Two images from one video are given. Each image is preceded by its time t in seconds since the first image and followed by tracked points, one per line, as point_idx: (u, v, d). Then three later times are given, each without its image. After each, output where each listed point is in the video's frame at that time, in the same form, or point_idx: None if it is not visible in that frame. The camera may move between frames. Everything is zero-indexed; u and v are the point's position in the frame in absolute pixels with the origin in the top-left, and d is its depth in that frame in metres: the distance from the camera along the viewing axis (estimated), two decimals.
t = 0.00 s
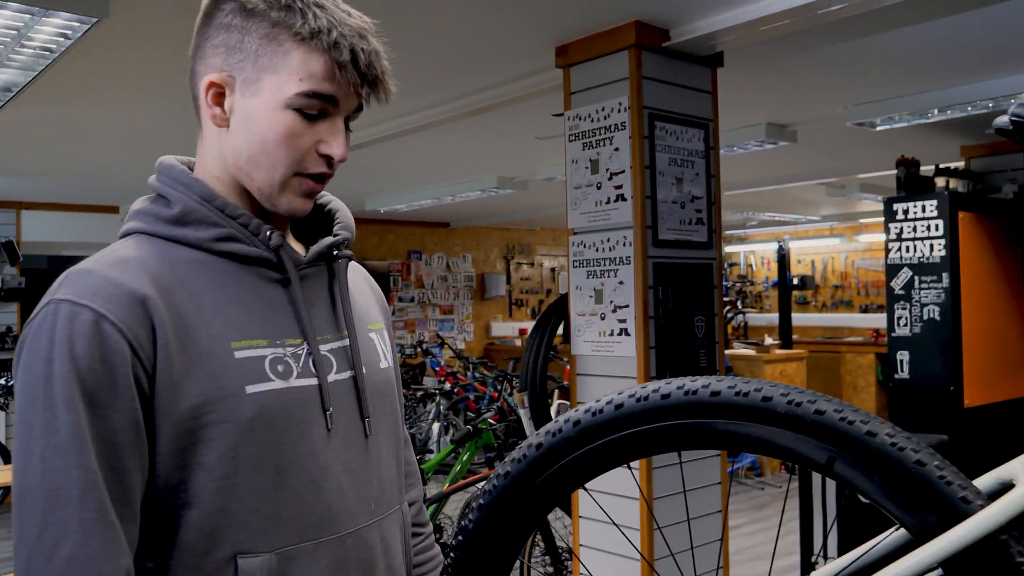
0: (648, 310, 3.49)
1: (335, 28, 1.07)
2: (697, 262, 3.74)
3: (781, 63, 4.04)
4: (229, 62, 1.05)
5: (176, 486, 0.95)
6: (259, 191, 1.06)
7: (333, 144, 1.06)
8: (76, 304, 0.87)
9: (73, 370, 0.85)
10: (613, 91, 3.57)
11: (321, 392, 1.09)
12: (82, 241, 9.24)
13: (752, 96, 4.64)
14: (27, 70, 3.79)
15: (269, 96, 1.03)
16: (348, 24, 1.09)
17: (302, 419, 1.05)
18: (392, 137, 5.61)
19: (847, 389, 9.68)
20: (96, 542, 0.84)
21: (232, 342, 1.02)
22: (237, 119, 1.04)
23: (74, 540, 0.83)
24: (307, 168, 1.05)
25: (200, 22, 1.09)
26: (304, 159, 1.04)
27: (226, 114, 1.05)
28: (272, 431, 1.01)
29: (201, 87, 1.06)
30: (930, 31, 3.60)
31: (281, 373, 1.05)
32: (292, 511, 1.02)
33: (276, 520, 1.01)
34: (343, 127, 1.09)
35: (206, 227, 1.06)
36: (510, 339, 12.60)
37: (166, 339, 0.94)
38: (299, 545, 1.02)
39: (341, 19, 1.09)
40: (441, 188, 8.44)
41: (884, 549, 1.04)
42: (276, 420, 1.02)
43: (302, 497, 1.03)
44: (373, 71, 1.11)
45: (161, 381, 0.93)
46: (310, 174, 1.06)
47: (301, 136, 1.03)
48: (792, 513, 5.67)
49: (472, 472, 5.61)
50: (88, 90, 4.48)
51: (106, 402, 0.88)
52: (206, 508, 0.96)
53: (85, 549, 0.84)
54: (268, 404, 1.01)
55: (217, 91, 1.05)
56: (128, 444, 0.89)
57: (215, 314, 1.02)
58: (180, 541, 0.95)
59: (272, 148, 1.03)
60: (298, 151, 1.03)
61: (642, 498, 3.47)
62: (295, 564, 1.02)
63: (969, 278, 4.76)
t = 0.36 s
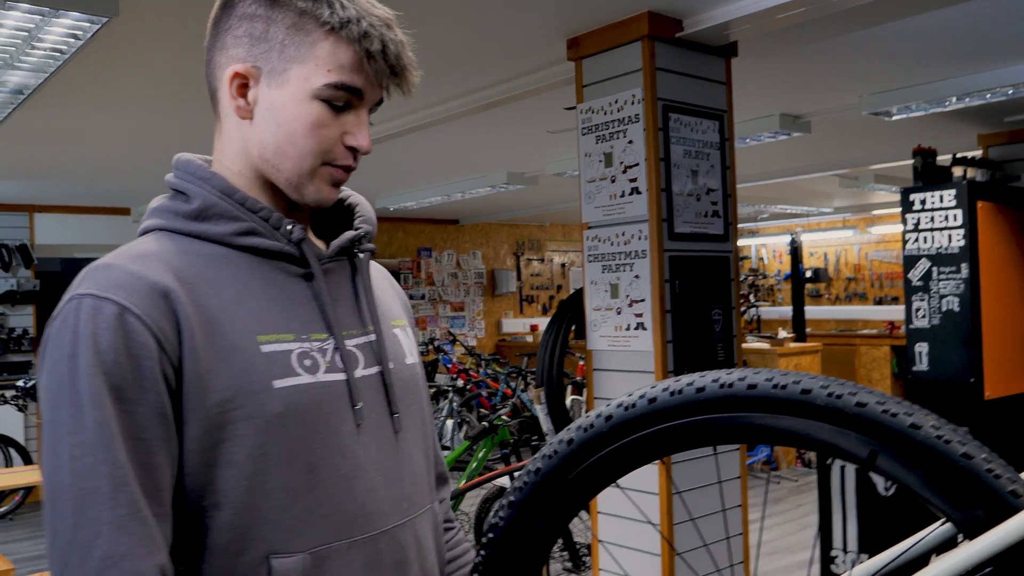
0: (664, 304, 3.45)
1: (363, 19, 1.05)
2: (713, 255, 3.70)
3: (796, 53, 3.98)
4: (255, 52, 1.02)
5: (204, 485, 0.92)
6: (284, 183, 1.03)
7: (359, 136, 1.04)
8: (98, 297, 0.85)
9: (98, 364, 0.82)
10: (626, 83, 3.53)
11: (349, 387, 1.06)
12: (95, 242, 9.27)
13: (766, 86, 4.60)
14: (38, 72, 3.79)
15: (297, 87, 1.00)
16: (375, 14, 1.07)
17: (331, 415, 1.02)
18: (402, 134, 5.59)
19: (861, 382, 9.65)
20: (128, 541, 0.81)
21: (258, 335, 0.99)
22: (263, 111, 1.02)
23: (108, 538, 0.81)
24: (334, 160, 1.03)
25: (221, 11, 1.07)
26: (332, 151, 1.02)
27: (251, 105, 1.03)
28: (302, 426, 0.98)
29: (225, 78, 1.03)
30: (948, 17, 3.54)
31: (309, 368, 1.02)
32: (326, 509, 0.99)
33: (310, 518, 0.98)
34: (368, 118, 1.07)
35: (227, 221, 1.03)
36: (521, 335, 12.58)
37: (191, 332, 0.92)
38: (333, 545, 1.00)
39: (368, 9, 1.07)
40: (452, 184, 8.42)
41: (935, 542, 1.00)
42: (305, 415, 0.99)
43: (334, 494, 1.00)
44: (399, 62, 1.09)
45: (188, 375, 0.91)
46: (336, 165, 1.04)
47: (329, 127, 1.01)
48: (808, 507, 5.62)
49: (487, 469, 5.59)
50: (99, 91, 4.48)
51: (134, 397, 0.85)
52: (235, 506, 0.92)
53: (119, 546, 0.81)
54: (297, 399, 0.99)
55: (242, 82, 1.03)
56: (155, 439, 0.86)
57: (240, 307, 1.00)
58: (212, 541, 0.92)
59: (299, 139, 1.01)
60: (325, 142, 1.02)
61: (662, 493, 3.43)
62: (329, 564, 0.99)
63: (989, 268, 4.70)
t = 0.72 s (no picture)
0: (656, 296, 3.47)
1: (386, 22, 1.10)
2: (705, 245, 3.71)
3: (787, 44, 4.00)
4: (281, 50, 1.06)
5: (233, 474, 0.95)
6: (302, 180, 1.08)
7: (376, 135, 1.09)
8: (134, 290, 0.88)
9: (137, 354, 0.85)
10: (618, 74, 3.54)
11: (368, 378, 1.11)
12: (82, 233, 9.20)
13: (758, 78, 4.61)
14: (24, 59, 3.75)
15: (321, 86, 1.05)
16: (397, 18, 1.12)
17: (354, 406, 1.06)
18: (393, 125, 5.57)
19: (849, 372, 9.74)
20: (168, 527, 0.84)
21: (286, 326, 1.03)
22: (286, 108, 1.06)
23: (147, 525, 0.83)
24: (350, 157, 1.08)
25: (243, 8, 1.10)
26: (349, 148, 1.08)
27: (274, 102, 1.07)
28: (328, 416, 1.02)
29: (250, 74, 1.07)
30: (938, 9, 3.56)
31: (332, 360, 1.07)
32: (348, 498, 1.03)
33: (333, 507, 1.02)
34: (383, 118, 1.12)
35: (252, 215, 1.08)
36: (512, 326, 12.59)
37: (224, 325, 0.95)
38: (354, 531, 1.04)
39: (390, 14, 1.11)
40: (443, 175, 8.40)
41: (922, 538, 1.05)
42: (331, 406, 1.03)
43: (357, 482, 1.04)
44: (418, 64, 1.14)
45: (219, 367, 0.94)
46: (352, 161, 1.09)
47: (349, 126, 1.06)
48: (797, 497, 5.68)
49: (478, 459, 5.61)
50: (88, 80, 4.43)
51: (169, 388, 0.88)
52: (263, 494, 0.95)
53: (158, 534, 0.84)
54: (323, 391, 1.02)
55: (266, 79, 1.06)
56: (189, 429, 0.90)
57: (268, 300, 1.04)
58: (237, 529, 0.95)
59: (321, 136, 1.05)
60: (344, 140, 1.07)
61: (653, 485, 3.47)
62: (350, 550, 1.03)
63: (975, 259, 4.74)
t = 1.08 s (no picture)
0: (612, 331, 3.48)
1: (361, 72, 1.09)
2: (660, 282, 3.74)
3: (740, 86, 4.10)
4: (257, 97, 1.06)
5: (195, 509, 0.93)
6: (278, 223, 1.07)
7: (349, 179, 1.08)
8: (102, 328, 0.87)
9: (102, 392, 0.84)
10: (575, 113, 3.57)
11: (332, 418, 1.08)
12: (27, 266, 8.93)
13: (713, 117, 4.71)
14: None
15: (296, 132, 1.04)
16: (372, 69, 1.12)
17: (317, 445, 1.04)
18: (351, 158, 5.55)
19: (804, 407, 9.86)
20: (126, 562, 0.82)
21: (251, 366, 1.01)
22: (260, 153, 1.05)
23: (105, 559, 0.82)
24: (324, 200, 1.07)
25: (222, 58, 1.10)
26: (323, 193, 1.06)
27: (250, 147, 1.06)
28: (291, 455, 1.00)
29: (227, 120, 1.06)
30: (884, 55, 3.69)
31: (297, 400, 1.04)
32: (309, 537, 1.00)
33: (293, 545, 0.98)
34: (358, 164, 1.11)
35: (223, 258, 1.06)
36: (471, 360, 12.52)
37: (190, 363, 0.93)
38: (315, 568, 1.00)
39: (365, 64, 1.12)
40: (402, 209, 8.37)
41: None
42: (293, 445, 1.00)
43: (318, 520, 1.01)
44: (393, 112, 1.14)
45: (185, 404, 0.92)
46: (326, 206, 1.08)
47: (324, 171, 1.06)
48: (754, 531, 5.69)
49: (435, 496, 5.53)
50: (37, 112, 4.33)
51: (133, 425, 0.87)
52: (225, 531, 0.93)
53: (117, 569, 0.82)
54: (286, 429, 1.00)
55: (243, 124, 1.06)
56: (152, 466, 0.88)
57: (233, 339, 1.02)
58: (196, 566, 0.92)
59: (294, 181, 1.04)
60: (319, 184, 1.06)
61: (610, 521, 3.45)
62: None
63: (924, 296, 4.87)
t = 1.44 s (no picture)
0: (600, 323, 3.48)
1: (340, 57, 1.07)
2: (650, 275, 3.74)
3: (734, 79, 4.08)
4: (240, 87, 1.05)
5: (172, 489, 0.93)
6: (265, 212, 1.06)
7: (334, 165, 1.06)
8: (86, 310, 0.87)
9: (83, 371, 0.84)
10: (567, 104, 3.56)
11: (315, 405, 1.06)
12: (17, 248, 8.88)
13: (706, 110, 4.70)
14: None
15: (277, 120, 1.03)
16: (352, 54, 1.10)
17: (297, 429, 1.03)
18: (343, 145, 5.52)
19: (793, 401, 9.90)
20: (101, 536, 0.83)
21: (233, 350, 1.00)
22: (245, 142, 1.04)
23: (82, 533, 0.83)
24: (310, 188, 1.05)
25: (208, 53, 1.09)
26: (308, 180, 1.05)
27: (235, 137, 1.05)
28: (269, 439, 0.99)
29: (212, 111, 1.06)
30: (877, 51, 3.69)
31: (278, 384, 1.03)
32: (285, 518, 1.00)
33: (269, 525, 0.98)
34: (344, 150, 1.09)
35: (212, 244, 1.05)
36: (462, 349, 12.53)
37: (170, 345, 0.93)
38: (290, 551, 1.00)
39: (345, 50, 1.09)
40: (394, 197, 8.35)
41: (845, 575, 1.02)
42: (271, 428, 1.00)
43: (294, 504, 1.01)
44: (375, 98, 1.11)
45: (165, 385, 0.92)
46: (313, 193, 1.06)
47: (306, 158, 1.04)
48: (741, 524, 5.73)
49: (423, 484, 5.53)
50: (27, 93, 4.30)
51: (112, 402, 0.87)
52: (202, 509, 0.94)
53: (92, 542, 0.83)
54: (265, 413, 0.99)
55: (228, 115, 1.05)
56: (131, 443, 0.88)
57: (216, 322, 1.01)
58: (174, 542, 0.93)
59: (278, 168, 1.03)
60: (302, 171, 1.04)
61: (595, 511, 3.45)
62: (283, 570, 0.99)
63: (914, 293, 4.87)
